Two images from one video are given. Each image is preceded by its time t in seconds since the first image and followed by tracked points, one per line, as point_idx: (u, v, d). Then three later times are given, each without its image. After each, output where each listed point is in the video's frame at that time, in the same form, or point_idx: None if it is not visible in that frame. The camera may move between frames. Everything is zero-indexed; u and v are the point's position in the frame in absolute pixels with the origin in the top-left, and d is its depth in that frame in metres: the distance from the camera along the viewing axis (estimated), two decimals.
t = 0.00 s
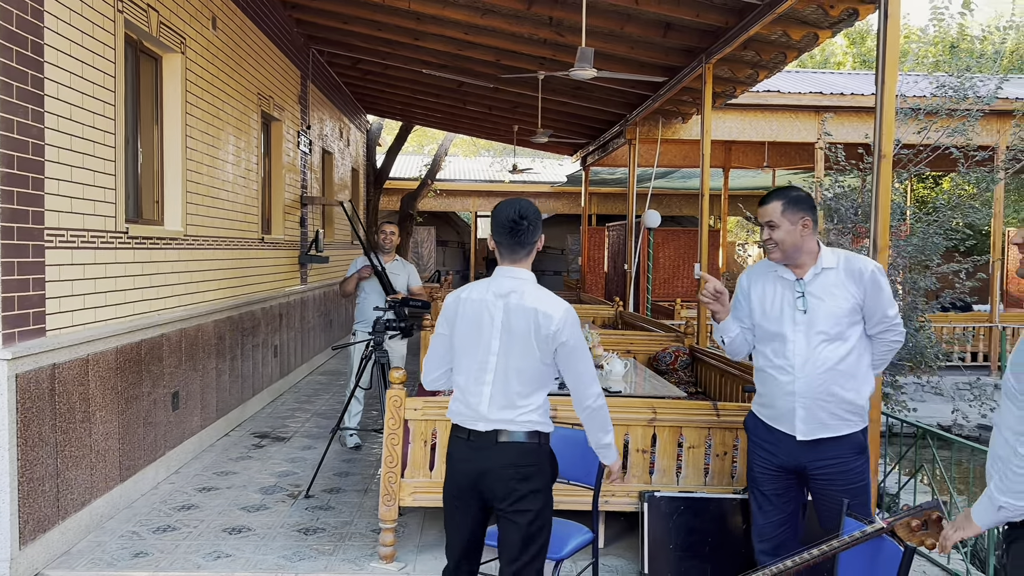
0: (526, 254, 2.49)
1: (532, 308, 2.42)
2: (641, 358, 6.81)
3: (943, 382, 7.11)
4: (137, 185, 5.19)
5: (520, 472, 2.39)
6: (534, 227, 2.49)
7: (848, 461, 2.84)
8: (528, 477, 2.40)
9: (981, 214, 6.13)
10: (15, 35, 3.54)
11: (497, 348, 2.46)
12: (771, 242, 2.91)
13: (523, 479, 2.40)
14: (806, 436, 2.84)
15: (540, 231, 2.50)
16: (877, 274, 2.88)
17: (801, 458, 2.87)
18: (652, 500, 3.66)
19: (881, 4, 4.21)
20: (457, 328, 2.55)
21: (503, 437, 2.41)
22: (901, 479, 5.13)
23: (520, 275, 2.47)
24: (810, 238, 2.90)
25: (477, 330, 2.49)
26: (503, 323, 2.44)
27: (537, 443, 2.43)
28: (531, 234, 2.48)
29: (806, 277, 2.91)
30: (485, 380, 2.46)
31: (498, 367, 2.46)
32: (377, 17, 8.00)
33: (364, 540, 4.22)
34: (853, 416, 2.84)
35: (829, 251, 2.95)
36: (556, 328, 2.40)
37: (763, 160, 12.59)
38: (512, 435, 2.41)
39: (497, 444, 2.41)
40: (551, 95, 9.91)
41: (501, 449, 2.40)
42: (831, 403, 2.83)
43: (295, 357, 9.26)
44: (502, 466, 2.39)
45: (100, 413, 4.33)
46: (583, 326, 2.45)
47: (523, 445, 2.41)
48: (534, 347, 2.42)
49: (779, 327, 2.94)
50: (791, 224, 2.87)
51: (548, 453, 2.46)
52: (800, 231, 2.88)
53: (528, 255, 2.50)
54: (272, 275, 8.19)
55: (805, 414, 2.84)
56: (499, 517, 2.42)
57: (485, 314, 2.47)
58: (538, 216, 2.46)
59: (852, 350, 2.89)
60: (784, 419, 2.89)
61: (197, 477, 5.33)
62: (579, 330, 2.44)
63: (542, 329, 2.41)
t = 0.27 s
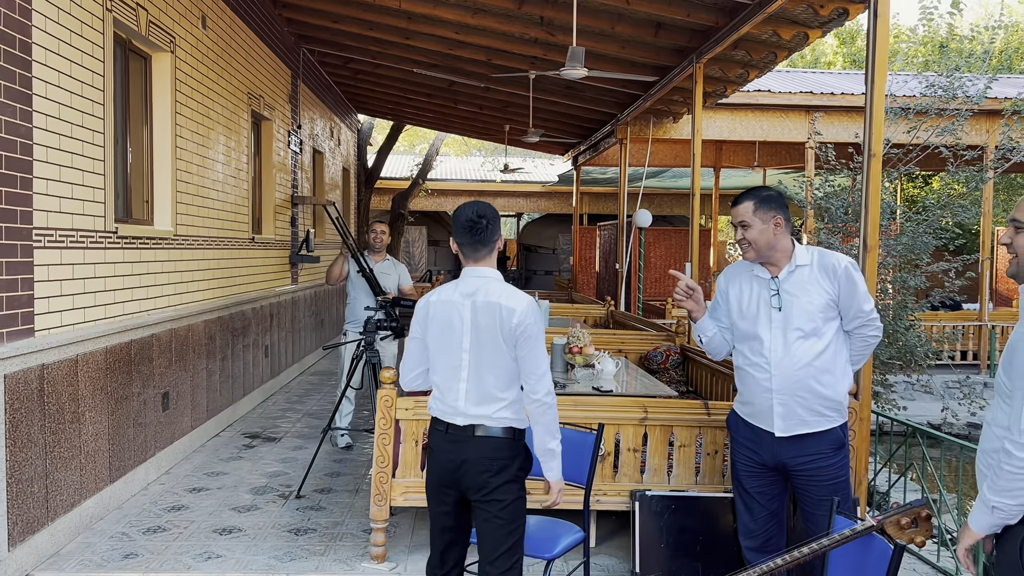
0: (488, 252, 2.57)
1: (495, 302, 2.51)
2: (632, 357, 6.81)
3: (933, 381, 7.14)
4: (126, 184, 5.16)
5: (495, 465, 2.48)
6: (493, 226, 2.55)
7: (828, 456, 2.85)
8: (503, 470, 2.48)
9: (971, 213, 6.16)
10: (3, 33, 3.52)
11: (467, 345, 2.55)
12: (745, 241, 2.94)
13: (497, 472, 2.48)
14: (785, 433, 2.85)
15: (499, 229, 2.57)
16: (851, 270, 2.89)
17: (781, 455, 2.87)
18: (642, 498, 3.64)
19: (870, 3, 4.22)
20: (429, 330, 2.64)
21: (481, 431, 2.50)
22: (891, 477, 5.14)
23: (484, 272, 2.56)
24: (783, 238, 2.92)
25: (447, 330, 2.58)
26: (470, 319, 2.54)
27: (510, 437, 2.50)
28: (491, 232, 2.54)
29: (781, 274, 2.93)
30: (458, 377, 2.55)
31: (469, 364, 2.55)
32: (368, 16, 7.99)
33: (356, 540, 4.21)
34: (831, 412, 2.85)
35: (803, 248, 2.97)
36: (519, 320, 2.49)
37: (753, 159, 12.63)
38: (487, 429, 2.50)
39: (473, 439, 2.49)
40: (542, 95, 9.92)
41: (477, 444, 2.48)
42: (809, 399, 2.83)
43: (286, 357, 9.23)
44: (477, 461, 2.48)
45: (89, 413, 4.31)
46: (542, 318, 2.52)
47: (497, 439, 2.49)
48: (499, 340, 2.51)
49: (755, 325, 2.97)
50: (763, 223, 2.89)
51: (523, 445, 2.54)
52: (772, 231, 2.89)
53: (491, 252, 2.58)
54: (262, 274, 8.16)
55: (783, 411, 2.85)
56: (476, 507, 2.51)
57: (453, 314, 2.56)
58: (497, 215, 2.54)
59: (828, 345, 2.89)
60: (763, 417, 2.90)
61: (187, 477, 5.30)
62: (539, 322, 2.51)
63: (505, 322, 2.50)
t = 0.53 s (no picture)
0: (476, 251, 2.62)
1: (477, 300, 2.56)
2: (631, 356, 6.81)
3: (932, 380, 7.14)
4: (125, 183, 5.16)
5: (480, 459, 2.54)
6: (481, 226, 2.62)
7: (824, 455, 2.85)
8: (488, 464, 2.54)
9: (970, 212, 6.17)
10: (3, 33, 3.52)
11: (455, 343, 2.60)
12: (742, 239, 2.96)
13: (483, 465, 2.54)
14: (781, 430, 2.85)
15: (488, 230, 2.63)
16: (847, 268, 2.90)
17: (777, 453, 2.88)
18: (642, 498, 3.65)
19: (869, 3, 4.22)
20: (420, 329, 2.71)
21: (469, 426, 2.56)
22: (891, 475, 5.15)
23: (468, 271, 2.61)
24: (780, 234, 2.93)
25: (436, 329, 2.64)
26: (455, 317, 2.60)
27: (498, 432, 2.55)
28: (480, 232, 2.60)
29: (779, 272, 2.95)
30: (447, 374, 2.61)
31: (457, 361, 2.60)
32: (366, 15, 7.98)
33: (355, 539, 4.21)
34: (828, 410, 2.84)
35: (801, 246, 2.98)
36: (500, 317, 2.52)
37: (752, 159, 12.63)
38: (476, 425, 2.56)
39: (461, 434, 2.56)
40: (541, 94, 9.92)
41: (465, 438, 2.55)
42: (805, 396, 2.83)
43: (285, 356, 9.23)
44: (464, 455, 2.55)
45: (89, 413, 4.30)
46: (523, 313, 2.53)
47: (483, 434, 2.55)
48: (483, 337, 2.56)
49: (753, 323, 2.98)
50: (758, 218, 2.91)
51: (511, 441, 2.59)
52: (768, 227, 2.92)
53: (479, 252, 2.62)
54: (261, 274, 8.16)
55: (779, 408, 2.86)
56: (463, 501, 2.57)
57: (441, 312, 2.62)
58: (483, 214, 2.59)
59: (825, 343, 2.89)
60: (760, 415, 2.91)
61: (187, 477, 5.30)
62: (520, 317, 2.52)
63: (487, 319, 2.54)
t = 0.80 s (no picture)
0: (471, 250, 2.60)
1: (465, 302, 2.54)
2: (638, 355, 6.81)
3: (940, 379, 7.12)
4: (133, 183, 5.18)
5: (475, 456, 2.55)
6: (479, 222, 2.58)
7: (838, 455, 2.84)
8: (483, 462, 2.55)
9: (977, 211, 6.15)
10: (11, 33, 3.53)
11: (451, 344, 2.61)
12: (761, 235, 2.96)
13: (477, 464, 2.55)
14: (794, 429, 2.86)
15: (488, 227, 2.59)
16: (867, 267, 2.87)
17: (791, 452, 2.88)
18: (649, 497, 3.66)
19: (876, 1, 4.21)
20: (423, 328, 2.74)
21: (467, 426, 2.58)
22: (899, 474, 5.13)
23: (461, 272, 2.59)
24: (800, 230, 2.93)
25: (434, 329, 2.66)
26: (447, 320, 2.60)
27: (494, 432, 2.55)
28: (477, 229, 2.57)
29: (797, 270, 2.95)
30: (445, 374, 2.63)
31: (454, 362, 2.62)
32: (373, 14, 7.99)
33: (363, 538, 4.21)
34: (842, 411, 2.84)
35: (821, 245, 2.97)
36: (484, 322, 2.48)
37: (758, 157, 12.61)
38: (472, 425, 2.57)
39: (458, 432, 2.58)
40: (547, 93, 9.91)
41: (461, 436, 2.57)
42: (818, 396, 2.83)
43: (292, 356, 9.25)
44: (460, 453, 2.57)
45: (97, 412, 4.32)
46: (507, 317, 2.48)
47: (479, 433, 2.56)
48: (472, 340, 2.54)
49: (770, 320, 2.99)
50: (778, 215, 2.91)
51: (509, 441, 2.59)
52: (789, 223, 2.91)
53: (473, 251, 2.60)
54: (268, 273, 8.18)
55: (792, 408, 2.86)
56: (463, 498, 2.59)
57: (437, 313, 2.63)
58: (478, 213, 2.55)
59: (841, 343, 2.88)
60: (773, 414, 2.92)
61: (195, 476, 5.32)
62: (504, 321, 2.48)
63: (473, 322, 2.52)
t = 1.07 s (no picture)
0: (483, 249, 2.61)
1: (472, 299, 2.54)
2: (652, 355, 6.79)
3: (957, 378, 7.07)
4: (151, 183, 5.22)
5: (484, 457, 2.54)
6: (490, 223, 2.59)
7: (873, 460, 2.77)
8: (492, 463, 2.53)
9: (995, 209, 6.10)
10: (31, 35, 3.57)
11: (464, 340, 2.62)
12: (806, 233, 2.88)
13: (485, 464, 2.55)
14: (828, 431, 2.80)
15: (499, 227, 2.59)
16: (913, 271, 2.79)
17: (824, 455, 2.82)
18: (665, 496, 3.67)
19: None
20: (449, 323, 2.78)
21: (478, 424, 2.58)
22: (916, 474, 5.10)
23: (473, 268, 2.61)
24: (847, 229, 2.85)
25: (452, 326, 2.69)
26: (460, 315, 2.62)
27: (501, 434, 2.53)
28: (487, 229, 2.59)
29: (840, 270, 2.87)
30: (458, 369, 2.65)
31: (466, 358, 2.62)
32: (387, 14, 8.01)
33: (379, 536, 4.23)
34: (878, 416, 2.77)
35: (866, 246, 2.89)
36: (485, 321, 2.46)
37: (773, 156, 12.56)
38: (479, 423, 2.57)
39: (469, 431, 2.59)
40: (560, 92, 9.91)
41: (471, 434, 2.58)
42: (854, 399, 2.77)
43: (307, 354, 9.30)
44: (470, 452, 2.58)
45: (116, 410, 4.36)
46: (504, 314, 2.44)
47: (488, 434, 2.55)
48: (478, 338, 2.53)
49: (809, 318, 2.92)
50: (826, 212, 2.83)
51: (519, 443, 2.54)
52: (836, 220, 2.83)
53: (486, 249, 2.60)
54: (284, 272, 8.22)
55: (828, 409, 2.80)
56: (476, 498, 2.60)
57: (453, 310, 2.65)
58: (488, 210, 2.57)
59: (881, 346, 2.81)
60: (807, 414, 2.86)
61: (212, 473, 5.36)
62: (500, 319, 2.44)
63: (476, 319, 2.52)
